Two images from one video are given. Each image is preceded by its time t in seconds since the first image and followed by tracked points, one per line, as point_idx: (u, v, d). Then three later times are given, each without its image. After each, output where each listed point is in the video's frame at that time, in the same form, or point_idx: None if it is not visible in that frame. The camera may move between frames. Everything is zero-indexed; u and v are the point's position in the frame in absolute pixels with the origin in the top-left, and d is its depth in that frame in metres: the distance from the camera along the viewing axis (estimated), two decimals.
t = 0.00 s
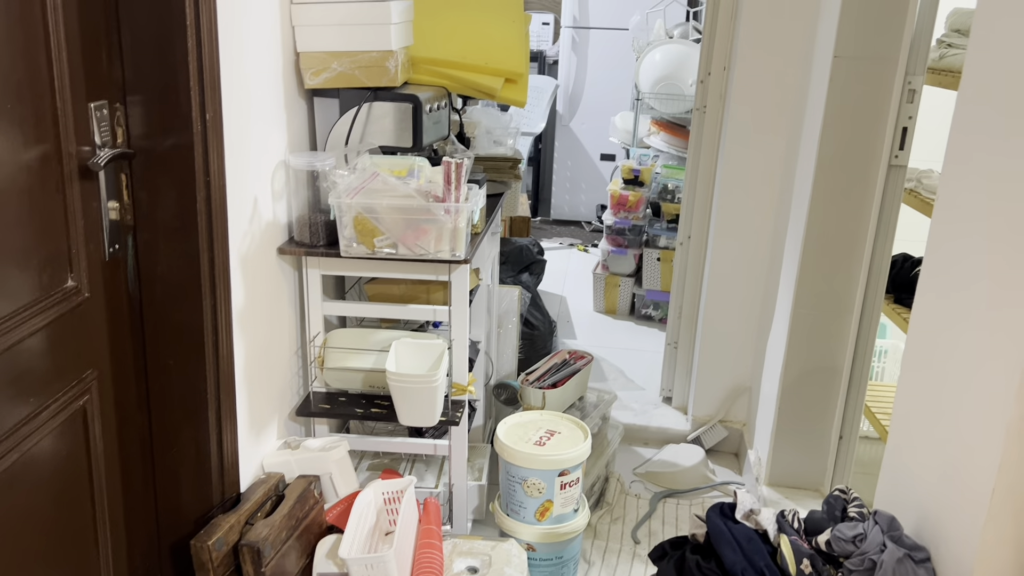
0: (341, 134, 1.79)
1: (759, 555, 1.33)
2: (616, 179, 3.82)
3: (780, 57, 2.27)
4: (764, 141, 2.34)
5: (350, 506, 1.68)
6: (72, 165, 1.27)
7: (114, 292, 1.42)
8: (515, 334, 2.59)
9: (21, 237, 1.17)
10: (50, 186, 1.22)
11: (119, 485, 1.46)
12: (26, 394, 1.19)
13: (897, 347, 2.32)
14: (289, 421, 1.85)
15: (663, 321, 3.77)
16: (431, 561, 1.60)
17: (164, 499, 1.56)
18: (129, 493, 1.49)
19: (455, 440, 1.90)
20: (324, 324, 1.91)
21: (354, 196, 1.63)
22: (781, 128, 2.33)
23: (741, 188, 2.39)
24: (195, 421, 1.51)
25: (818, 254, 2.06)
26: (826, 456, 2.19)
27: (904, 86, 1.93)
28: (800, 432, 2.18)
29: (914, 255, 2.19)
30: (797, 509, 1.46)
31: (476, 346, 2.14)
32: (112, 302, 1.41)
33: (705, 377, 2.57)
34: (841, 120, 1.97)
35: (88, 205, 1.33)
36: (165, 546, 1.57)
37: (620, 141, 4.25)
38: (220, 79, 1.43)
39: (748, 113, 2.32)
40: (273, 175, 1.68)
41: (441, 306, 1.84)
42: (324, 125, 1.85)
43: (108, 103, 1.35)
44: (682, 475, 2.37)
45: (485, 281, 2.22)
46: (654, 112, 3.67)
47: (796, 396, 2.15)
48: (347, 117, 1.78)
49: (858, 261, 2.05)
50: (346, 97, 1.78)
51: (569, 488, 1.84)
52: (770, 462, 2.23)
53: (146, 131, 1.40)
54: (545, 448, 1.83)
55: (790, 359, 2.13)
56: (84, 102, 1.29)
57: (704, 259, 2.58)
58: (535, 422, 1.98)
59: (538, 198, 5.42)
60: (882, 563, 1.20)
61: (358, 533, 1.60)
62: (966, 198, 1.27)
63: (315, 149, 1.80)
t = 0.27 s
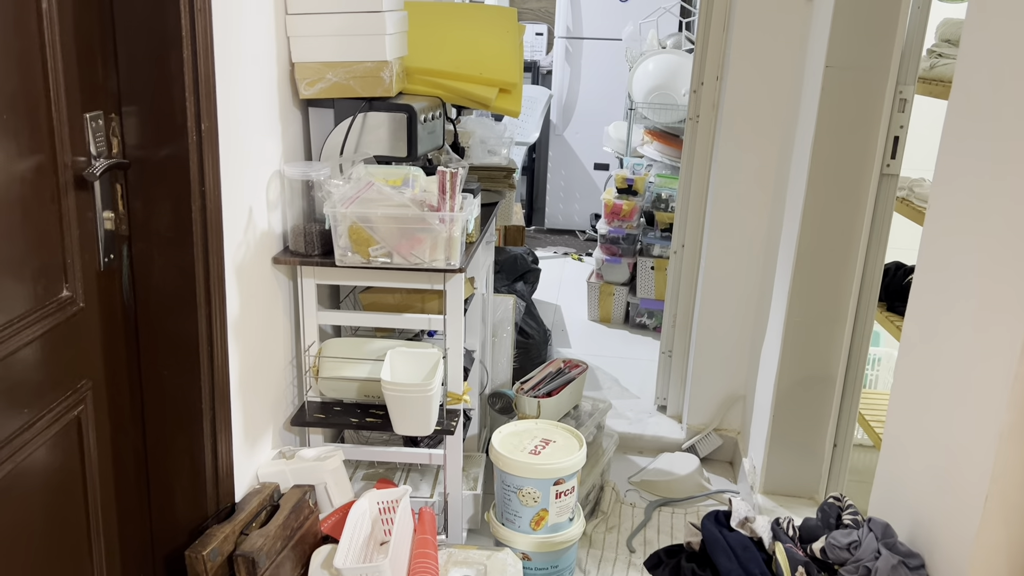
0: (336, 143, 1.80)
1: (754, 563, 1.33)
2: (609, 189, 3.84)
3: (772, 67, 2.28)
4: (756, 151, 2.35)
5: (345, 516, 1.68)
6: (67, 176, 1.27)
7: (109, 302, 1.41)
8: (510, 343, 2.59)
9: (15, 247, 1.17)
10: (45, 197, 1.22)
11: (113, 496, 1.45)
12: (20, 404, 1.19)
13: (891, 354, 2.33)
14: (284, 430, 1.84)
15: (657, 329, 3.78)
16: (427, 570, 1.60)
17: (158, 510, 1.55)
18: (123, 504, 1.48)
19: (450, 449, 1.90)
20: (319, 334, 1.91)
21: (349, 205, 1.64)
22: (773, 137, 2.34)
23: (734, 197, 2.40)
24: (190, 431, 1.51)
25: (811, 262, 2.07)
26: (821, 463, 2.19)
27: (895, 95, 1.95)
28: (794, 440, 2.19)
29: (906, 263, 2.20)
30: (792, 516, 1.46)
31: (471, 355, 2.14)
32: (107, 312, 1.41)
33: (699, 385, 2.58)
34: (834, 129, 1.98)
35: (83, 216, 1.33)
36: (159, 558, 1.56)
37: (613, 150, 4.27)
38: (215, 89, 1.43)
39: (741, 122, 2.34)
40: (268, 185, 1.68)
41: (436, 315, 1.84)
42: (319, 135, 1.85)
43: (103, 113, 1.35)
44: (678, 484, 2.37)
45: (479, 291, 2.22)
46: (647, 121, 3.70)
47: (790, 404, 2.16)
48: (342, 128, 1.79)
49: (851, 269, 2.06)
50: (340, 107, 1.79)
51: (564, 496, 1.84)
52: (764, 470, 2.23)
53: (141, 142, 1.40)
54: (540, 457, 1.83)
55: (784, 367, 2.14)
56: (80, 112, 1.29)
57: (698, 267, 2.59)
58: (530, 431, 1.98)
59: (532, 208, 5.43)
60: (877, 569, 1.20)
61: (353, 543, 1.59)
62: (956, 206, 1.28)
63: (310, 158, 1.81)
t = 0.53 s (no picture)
0: (331, 150, 1.81)
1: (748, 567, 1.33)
2: (605, 195, 3.85)
3: (765, 74, 2.30)
4: (750, 156, 2.37)
5: (341, 521, 1.69)
6: (62, 182, 1.27)
7: (104, 308, 1.42)
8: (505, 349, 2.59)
9: (10, 253, 1.17)
10: (40, 203, 1.23)
11: (108, 502, 1.45)
12: (14, 410, 1.19)
13: (885, 360, 2.34)
14: (279, 437, 1.84)
15: (653, 335, 3.78)
16: None
17: (153, 516, 1.55)
18: (118, 510, 1.48)
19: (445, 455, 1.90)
20: (314, 340, 1.91)
21: (344, 212, 1.64)
22: (767, 143, 2.35)
23: (729, 203, 2.41)
24: (185, 437, 1.51)
25: (805, 268, 2.08)
26: (816, 468, 2.20)
27: (887, 101, 1.96)
28: (788, 445, 2.19)
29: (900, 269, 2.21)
30: (785, 520, 1.46)
31: (466, 361, 2.15)
32: (102, 318, 1.41)
33: (694, 390, 2.58)
34: (826, 135, 2.00)
35: (78, 221, 1.33)
36: (153, 564, 1.56)
37: (608, 157, 4.28)
38: (210, 96, 1.44)
39: (734, 128, 2.35)
40: (263, 191, 1.69)
41: (431, 321, 1.85)
42: (315, 141, 1.86)
43: (98, 120, 1.36)
44: (673, 489, 2.38)
45: (474, 297, 2.22)
46: (642, 127, 3.72)
47: (785, 409, 2.16)
48: (337, 134, 1.80)
49: (844, 274, 2.07)
50: (336, 114, 1.80)
51: (559, 502, 1.84)
52: (759, 475, 2.23)
53: (136, 148, 1.41)
54: (535, 462, 1.83)
55: (779, 372, 2.15)
56: (75, 119, 1.30)
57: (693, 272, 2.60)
58: (525, 436, 1.98)
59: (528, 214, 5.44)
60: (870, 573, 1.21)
61: (347, 549, 1.59)
62: (948, 211, 1.29)
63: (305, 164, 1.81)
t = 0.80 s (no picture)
0: (328, 151, 1.81)
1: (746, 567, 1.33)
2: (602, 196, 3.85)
3: (761, 75, 2.30)
4: (747, 157, 2.37)
5: (338, 523, 1.68)
6: (60, 184, 1.27)
7: (101, 310, 1.42)
8: (503, 351, 2.59)
9: (6, 255, 1.17)
10: (38, 205, 1.23)
11: (105, 504, 1.45)
12: (11, 412, 1.19)
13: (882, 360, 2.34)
14: (277, 439, 1.84)
15: (651, 336, 3.79)
16: None
17: (150, 518, 1.55)
18: (115, 512, 1.48)
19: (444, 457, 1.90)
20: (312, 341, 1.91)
21: (341, 213, 1.64)
22: (764, 144, 2.36)
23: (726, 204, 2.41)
24: (182, 439, 1.50)
25: (802, 269, 2.08)
26: (813, 469, 2.20)
27: (884, 102, 1.97)
28: (786, 446, 2.19)
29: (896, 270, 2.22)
30: (783, 520, 1.46)
31: (464, 362, 2.15)
32: (99, 320, 1.41)
33: (692, 391, 2.59)
34: (823, 136, 2.00)
35: (75, 223, 1.33)
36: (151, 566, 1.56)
37: (606, 158, 4.29)
38: (207, 98, 1.44)
39: (731, 130, 2.35)
40: (260, 193, 1.69)
41: (429, 322, 1.85)
42: (312, 143, 1.87)
43: (96, 122, 1.36)
44: (672, 490, 2.38)
45: (472, 298, 2.22)
46: (640, 129, 3.72)
47: (782, 410, 2.17)
48: (334, 135, 1.80)
49: (841, 275, 2.07)
50: (333, 116, 1.80)
51: (557, 503, 1.84)
52: (757, 476, 2.24)
53: (134, 150, 1.41)
54: (533, 464, 1.83)
55: (776, 373, 2.15)
56: (72, 121, 1.30)
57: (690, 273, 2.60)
58: (523, 438, 1.98)
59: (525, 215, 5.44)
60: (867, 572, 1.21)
61: (345, 550, 1.59)
62: (943, 212, 1.29)
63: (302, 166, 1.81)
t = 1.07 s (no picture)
0: (324, 148, 1.81)
1: (741, 563, 1.34)
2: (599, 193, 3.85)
3: (758, 72, 2.30)
4: (744, 154, 2.37)
5: (335, 520, 1.68)
6: (54, 181, 1.27)
7: (96, 307, 1.41)
8: (500, 348, 2.59)
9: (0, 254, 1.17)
10: (32, 203, 1.23)
11: (101, 501, 1.45)
12: (6, 410, 1.19)
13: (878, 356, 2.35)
14: (273, 436, 1.84)
15: (648, 333, 3.79)
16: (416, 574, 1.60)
17: (146, 516, 1.55)
18: (111, 510, 1.48)
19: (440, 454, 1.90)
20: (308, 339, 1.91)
21: (337, 210, 1.64)
22: (761, 140, 2.36)
23: (723, 200, 2.41)
24: (178, 437, 1.50)
25: (798, 265, 2.08)
26: (810, 465, 2.20)
27: (880, 98, 1.97)
28: (782, 442, 2.19)
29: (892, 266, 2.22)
30: (778, 516, 1.47)
31: (460, 359, 2.15)
32: (94, 317, 1.41)
33: (689, 388, 2.59)
34: (819, 132, 2.00)
35: (69, 221, 1.33)
36: (147, 564, 1.56)
37: (603, 155, 4.28)
38: (202, 95, 1.43)
39: (727, 126, 2.35)
40: (256, 190, 1.69)
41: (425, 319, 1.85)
42: (307, 140, 1.86)
43: (90, 119, 1.36)
44: (668, 487, 2.38)
45: (469, 295, 2.22)
46: (637, 125, 3.71)
47: (779, 406, 2.17)
48: (329, 133, 1.80)
49: (837, 272, 2.07)
50: (328, 113, 1.80)
51: (554, 500, 1.85)
52: (753, 473, 2.24)
53: (128, 147, 1.41)
54: (530, 461, 1.83)
55: (772, 369, 2.15)
56: (66, 119, 1.30)
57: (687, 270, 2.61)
58: (520, 435, 1.98)
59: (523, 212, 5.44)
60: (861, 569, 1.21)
61: (341, 547, 1.59)
62: (937, 208, 1.30)
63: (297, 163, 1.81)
